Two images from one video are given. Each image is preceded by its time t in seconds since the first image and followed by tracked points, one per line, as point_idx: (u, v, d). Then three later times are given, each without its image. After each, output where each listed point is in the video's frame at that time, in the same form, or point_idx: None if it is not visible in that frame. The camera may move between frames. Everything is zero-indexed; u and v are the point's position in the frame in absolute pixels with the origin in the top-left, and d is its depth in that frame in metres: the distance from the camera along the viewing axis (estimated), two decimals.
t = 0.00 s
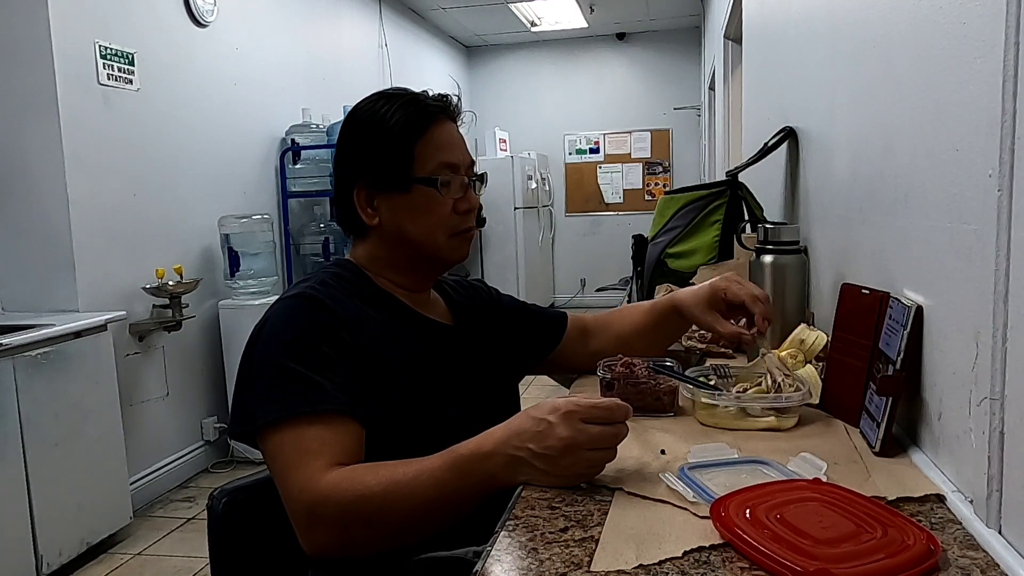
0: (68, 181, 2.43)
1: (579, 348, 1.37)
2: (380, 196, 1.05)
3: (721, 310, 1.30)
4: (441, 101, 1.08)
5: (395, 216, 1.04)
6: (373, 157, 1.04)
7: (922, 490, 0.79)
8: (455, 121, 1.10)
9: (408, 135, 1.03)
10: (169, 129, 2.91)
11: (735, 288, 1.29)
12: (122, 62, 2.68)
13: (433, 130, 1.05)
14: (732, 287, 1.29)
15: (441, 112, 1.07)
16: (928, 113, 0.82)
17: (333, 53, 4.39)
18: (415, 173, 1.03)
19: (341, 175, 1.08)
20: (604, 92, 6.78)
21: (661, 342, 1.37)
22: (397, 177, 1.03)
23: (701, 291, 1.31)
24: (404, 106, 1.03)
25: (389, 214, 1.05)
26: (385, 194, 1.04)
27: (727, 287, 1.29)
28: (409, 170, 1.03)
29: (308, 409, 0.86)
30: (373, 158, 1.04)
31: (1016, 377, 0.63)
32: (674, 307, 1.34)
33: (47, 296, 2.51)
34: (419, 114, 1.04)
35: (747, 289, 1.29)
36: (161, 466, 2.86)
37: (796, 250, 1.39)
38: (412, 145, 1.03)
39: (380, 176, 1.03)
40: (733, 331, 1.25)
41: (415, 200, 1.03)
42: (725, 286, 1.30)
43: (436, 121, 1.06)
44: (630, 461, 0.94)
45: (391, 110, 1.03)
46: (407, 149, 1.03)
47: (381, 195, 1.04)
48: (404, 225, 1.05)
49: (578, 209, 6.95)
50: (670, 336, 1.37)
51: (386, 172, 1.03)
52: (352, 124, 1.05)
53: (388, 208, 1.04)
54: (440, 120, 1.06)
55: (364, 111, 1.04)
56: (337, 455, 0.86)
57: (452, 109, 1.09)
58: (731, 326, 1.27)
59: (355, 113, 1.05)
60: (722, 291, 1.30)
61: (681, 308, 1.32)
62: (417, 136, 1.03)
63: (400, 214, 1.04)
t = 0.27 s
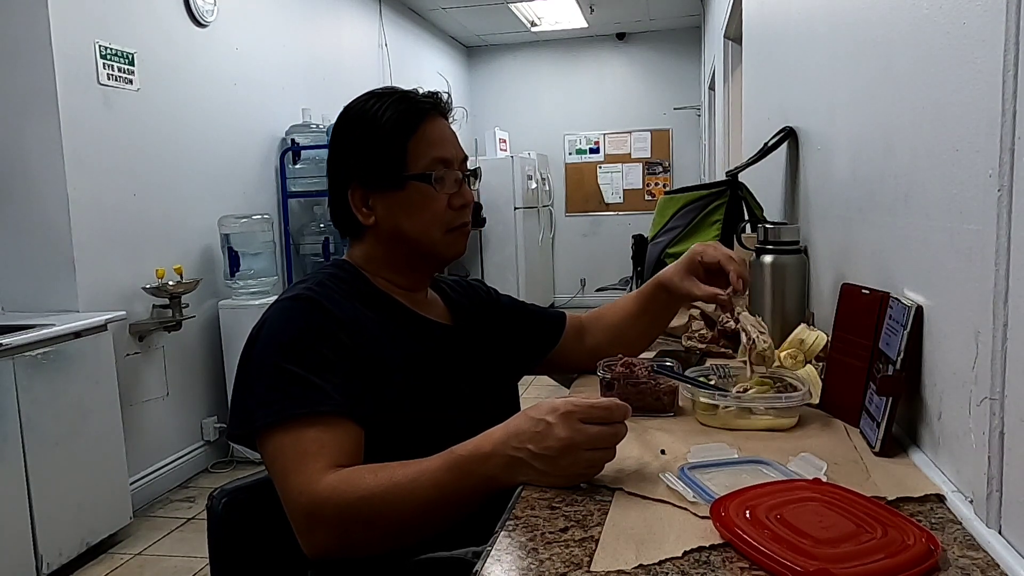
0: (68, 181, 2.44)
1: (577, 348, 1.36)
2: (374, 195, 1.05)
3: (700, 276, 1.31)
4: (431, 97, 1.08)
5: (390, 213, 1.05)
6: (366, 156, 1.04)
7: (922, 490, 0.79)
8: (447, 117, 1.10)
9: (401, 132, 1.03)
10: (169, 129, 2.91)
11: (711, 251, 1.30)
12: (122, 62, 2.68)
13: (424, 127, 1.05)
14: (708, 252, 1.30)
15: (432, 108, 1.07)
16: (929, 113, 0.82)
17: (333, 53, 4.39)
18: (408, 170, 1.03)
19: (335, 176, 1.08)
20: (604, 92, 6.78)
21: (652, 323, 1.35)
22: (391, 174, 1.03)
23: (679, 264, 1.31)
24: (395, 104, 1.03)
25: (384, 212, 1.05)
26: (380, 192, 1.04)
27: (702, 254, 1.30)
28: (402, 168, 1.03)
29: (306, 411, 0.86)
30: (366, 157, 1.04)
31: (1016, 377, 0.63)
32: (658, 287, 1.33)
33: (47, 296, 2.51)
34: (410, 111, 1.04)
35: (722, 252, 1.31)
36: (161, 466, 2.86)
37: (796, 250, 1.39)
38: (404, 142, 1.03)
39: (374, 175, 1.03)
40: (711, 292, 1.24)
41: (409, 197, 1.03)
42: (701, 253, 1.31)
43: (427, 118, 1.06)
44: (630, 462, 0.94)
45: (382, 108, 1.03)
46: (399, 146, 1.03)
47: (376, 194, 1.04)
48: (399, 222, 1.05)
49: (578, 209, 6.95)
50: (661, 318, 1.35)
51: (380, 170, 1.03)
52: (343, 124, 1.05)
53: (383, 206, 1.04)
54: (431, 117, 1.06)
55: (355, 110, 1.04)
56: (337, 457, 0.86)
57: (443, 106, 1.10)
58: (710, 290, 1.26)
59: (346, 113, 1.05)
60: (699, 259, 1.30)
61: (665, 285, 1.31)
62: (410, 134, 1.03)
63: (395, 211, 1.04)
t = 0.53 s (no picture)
0: (68, 182, 2.44)
1: (577, 348, 1.36)
2: (372, 194, 1.05)
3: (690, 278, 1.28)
4: (427, 96, 1.08)
5: (388, 213, 1.05)
6: (364, 155, 1.04)
7: (922, 490, 0.79)
8: (443, 116, 1.10)
9: (398, 131, 1.03)
10: (169, 129, 2.91)
11: (706, 256, 1.27)
12: (122, 62, 2.68)
13: (421, 126, 1.05)
14: (703, 256, 1.27)
15: (428, 107, 1.07)
16: (929, 112, 0.82)
17: (333, 53, 4.39)
18: (405, 169, 1.03)
19: (331, 175, 1.08)
20: (604, 92, 6.78)
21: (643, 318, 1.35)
22: (388, 173, 1.03)
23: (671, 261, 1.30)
24: (391, 103, 1.03)
25: (381, 211, 1.05)
26: (377, 191, 1.04)
27: (698, 257, 1.28)
28: (399, 166, 1.03)
29: (305, 411, 0.86)
30: (363, 156, 1.04)
31: (1016, 377, 0.63)
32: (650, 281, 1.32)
33: (47, 296, 2.51)
34: (406, 111, 1.04)
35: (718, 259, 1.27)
36: (161, 466, 2.86)
37: (796, 250, 1.39)
38: (401, 141, 1.03)
39: (371, 173, 1.03)
40: (695, 297, 1.21)
41: (406, 196, 1.03)
42: (696, 256, 1.28)
43: (423, 117, 1.06)
44: (630, 462, 0.94)
45: (379, 107, 1.03)
46: (396, 145, 1.03)
47: (373, 193, 1.04)
48: (396, 221, 1.05)
49: (578, 209, 6.95)
50: (655, 313, 1.35)
51: (376, 169, 1.03)
52: (340, 123, 1.05)
53: (381, 205, 1.04)
54: (427, 116, 1.06)
55: (352, 110, 1.04)
56: (336, 457, 0.86)
57: (439, 105, 1.10)
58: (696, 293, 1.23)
59: (343, 113, 1.05)
60: (693, 261, 1.28)
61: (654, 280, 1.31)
62: (407, 133, 1.03)
63: (392, 210, 1.04)
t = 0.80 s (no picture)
0: (68, 182, 2.44)
1: (576, 348, 1.36)
2: (373, 194, 1.05)
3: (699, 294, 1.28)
4: (430, 97, 1.08)
5: (389, 213, 1.05)
6: (366, 154, 1.03)
7: (922, 490, 0.79)
8: (445, 118, 1.10)
9: (400, 131, 1.03)
10: (169, 129, 2.91)
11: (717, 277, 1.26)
12: (122, 62, 2.68)
13: (423, 127, 1.05)
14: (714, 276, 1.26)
15: (431, 108, 1.07)
16: (929, 112, 0.82)
17: (333, 54, 4.39)
18: (407, 169, 1.03)
19: (333, 174, 1.08)
20: (604, 92, 6.78)
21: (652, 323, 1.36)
22: (389, 173, 1.03)
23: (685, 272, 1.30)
24: (395, 104, 1.03)
25: (382, 211, 1.05)
26: (378, 191, 1.04)
27: (710, 275, 1.27)
28: (401, 167, 1.03)
29: (305, 411, 0.86)
30: (365, 155, 1.04)
31: (1016, 377, 0.63)
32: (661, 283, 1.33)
33: (47, 296, 2.51)
34: (409, 112, 1.04)
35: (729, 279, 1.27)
36: (161, 466, 2.86)
37: (796, 250, 1.39)
38: (403, 141, 1.03)
39: (373, 173, 1.03)
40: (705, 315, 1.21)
41: (408, 196, 1.03)
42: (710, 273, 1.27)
43: (426, 118, 1.06)
44: (630, 462, 0.94)
45: (382, 108, 1.03)
46: (399, 145, 1.03)
47: (375, 192, 1.04)
48: (398, 221, 1.05)
49: (578, 209, 6.95)
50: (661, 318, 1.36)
51: (378, 169, 1.03)
52: (342, 123, 1.05)
53: (382, 205, 1.04)
54: (430, 117, 1.06)
55: (354, 110, 1.04)
56: (336, 457, 0.86)
57: (442, 106, 1.10)
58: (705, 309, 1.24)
59: (346, 112, 1.05)
60: (705, 278, 1.27)
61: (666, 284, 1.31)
62: (409, 133, 1.03)
63: (393, 211, 1.04)
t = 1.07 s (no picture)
0: (68, 182, 2.44)
1: (577, 348, 1.36)
2: (374, 194, 1.05)
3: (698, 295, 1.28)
4: (433, 98, 1.08)
5: (390, 214, 1.05)
6: (368, 154, 1.03)
7: (922, 490, 0.79)
8: (447, 119, 1.10)
9: (402, 132, 1.03)
10: (169, 129, 2.91)
11: (712, 278, 1.26)
12: (122, 62, 2.68)
13: (426, 128, 1.05)
14: (710, 277, 1.26)
15: (434, 109, 1.07)
16: (929, 112, 0.82)
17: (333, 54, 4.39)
18: (408, 170, 1.03)
19: (334, 173, 1.08)
20: (604, 92, 6.79)
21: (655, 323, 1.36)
22: (391, 174, 1.03)
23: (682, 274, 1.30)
24: (397, 104, 1.03)
25: (383, 211, 1.05)
26: (379, 191, 1.04)
27: (706, 275, 1.27)
28: (402, 168, 1.03)
29: (305, 412, 0.86)
30: (367, 156, 1.04)
31: (1016, 377, 0.63)
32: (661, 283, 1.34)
33: (47, 295, 2.51)
34: (412, 112, 1.04)
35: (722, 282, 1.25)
36: (161, 466, 2.86)
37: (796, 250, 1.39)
38: (405, 142, 1.03)
39: (374, 173, 1.03)
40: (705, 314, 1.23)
41: (409, 197, 1.03)
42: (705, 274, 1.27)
43: (429, 119, 1.06)
44: (630, 462, 0.94)
45: (384, 108, 1.03)
46: (401, 146, 1.03)
47: (376, 193, 1.04)
48: (398, 221, 1.05)
49: (578, 209, 6.95)
50: (661, 316, 1.36)
51: (380, 170, 1.03)
52: (345, 123, 1.05)
53: (383, 206, 1.04)
54: (432, 118, 1.06)
55: (357, 110, 1.04)
56: (336, 458, 0.86)
57: (445, 107, 1.10)
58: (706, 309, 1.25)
59: (348, 112, 1.05)
60: (702, 278, 1.27)
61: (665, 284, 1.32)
62: (411, 134, 1.03)
63: (394, 211, 1.04)
